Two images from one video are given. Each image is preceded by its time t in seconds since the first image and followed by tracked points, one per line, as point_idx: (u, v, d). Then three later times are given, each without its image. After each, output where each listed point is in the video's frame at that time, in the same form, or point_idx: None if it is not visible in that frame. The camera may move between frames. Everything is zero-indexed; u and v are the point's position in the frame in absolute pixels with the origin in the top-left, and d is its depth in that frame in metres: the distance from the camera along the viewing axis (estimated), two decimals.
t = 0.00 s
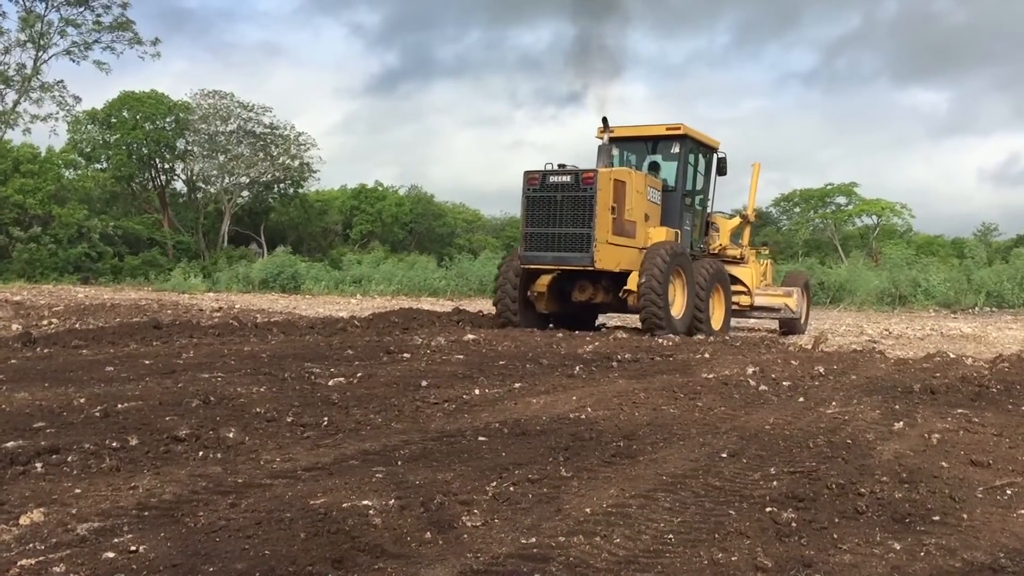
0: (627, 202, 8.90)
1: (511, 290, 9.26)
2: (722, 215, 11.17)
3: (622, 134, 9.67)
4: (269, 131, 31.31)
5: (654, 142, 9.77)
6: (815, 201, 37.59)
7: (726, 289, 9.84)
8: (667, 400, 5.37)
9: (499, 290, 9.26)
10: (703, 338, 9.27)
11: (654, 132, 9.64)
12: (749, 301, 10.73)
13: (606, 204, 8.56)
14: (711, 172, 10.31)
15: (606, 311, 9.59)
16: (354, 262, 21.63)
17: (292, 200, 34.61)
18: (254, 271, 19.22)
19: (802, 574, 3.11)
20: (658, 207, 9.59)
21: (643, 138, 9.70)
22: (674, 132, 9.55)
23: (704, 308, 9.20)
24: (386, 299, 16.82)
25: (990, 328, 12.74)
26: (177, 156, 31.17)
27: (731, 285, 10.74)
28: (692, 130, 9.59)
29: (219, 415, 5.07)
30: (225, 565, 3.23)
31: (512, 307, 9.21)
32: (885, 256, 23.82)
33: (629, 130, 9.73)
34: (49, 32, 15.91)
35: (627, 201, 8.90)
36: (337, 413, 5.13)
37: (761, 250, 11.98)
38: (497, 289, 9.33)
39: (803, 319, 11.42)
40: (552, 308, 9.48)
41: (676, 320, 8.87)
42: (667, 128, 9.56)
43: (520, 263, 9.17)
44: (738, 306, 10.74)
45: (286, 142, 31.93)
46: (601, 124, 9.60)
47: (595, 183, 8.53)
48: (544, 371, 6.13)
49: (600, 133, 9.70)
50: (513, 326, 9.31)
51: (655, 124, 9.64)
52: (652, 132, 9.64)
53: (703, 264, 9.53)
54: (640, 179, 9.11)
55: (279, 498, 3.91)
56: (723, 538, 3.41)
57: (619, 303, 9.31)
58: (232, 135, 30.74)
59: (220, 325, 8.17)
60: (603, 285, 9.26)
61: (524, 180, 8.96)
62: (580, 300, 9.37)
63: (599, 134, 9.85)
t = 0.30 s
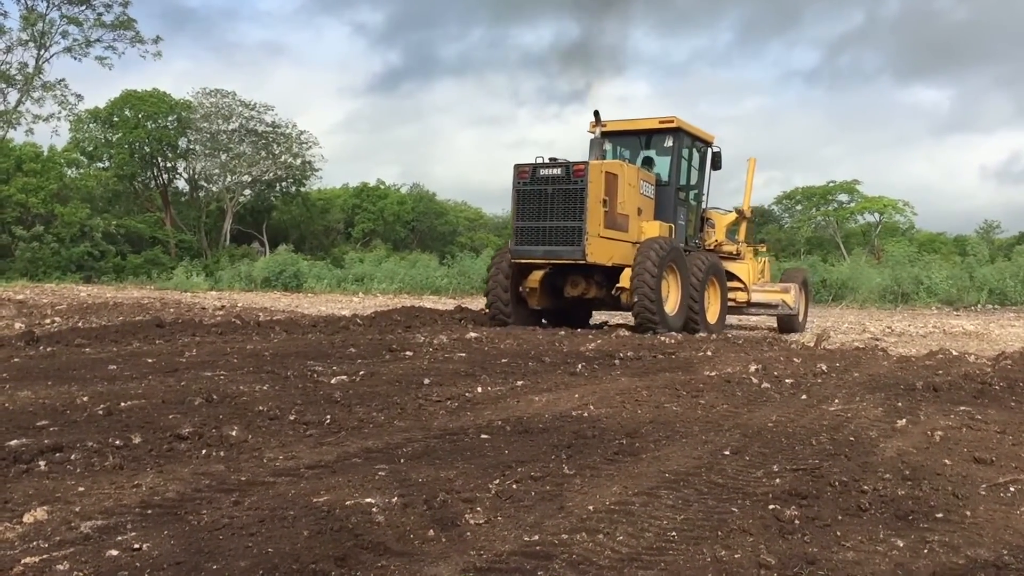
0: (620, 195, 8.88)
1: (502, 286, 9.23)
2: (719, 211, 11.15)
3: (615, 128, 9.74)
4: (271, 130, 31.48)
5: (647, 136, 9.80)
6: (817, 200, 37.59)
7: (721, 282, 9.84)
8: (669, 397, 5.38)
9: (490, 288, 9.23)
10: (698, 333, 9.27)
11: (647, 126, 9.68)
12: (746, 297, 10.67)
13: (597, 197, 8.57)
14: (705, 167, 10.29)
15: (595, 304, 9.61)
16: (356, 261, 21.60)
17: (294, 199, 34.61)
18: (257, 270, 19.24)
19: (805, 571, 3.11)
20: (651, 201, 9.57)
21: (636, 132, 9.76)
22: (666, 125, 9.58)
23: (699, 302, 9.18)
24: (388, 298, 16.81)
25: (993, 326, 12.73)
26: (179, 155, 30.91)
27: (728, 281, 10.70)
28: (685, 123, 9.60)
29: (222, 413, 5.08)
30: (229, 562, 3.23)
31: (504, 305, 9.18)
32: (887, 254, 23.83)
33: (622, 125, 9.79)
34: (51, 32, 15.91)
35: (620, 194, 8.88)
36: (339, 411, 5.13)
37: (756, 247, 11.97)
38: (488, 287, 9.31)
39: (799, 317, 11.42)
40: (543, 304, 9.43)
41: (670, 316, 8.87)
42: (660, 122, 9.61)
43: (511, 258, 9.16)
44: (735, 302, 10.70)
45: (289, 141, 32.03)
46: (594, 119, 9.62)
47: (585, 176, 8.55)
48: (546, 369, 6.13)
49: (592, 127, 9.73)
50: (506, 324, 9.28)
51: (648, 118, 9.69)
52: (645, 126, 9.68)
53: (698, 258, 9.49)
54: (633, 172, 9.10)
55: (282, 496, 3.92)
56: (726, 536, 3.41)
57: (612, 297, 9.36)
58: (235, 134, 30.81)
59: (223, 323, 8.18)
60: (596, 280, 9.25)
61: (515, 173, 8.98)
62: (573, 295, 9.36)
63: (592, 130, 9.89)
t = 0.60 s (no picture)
0: (614, 190, 8.83)
1: (495, 285, 9.22)
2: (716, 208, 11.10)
3: (611, 123, 9.71)
4: (276, 130, 31.59)
5: (643, 131, 9.78)
6: (822, 198, 37.54)
7: (719, 276, 9.80)
8: (674, 396, 5.37)
9: (483, 287, 9.21)
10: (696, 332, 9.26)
11: (643, 121, 9.65)
12: (745, 295, 10.60)
13: (590, 192, 8.54)
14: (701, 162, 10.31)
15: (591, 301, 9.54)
16: (361, 260, 21.64)
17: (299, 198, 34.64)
18: (262, 270, 19.26)
19: (811, 570, 3.11)
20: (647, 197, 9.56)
21: (632, 126, 9.73)
22: (662, 121, 9.54)
23: (695, 300, 9.16)
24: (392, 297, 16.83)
25: (998, 325, 12.69)
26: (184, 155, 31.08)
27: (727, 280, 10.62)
28: (682, 118, 9.57)
29: (227, 413, 5.08)
30: (234, 562, 3.24)
31: (497, 304, 9.18)
32: (892, 253, 23.79)
33: (618, 120, 9.75)
34: (56, 33, 15.95)
35: (614, 189, 8.84)
36: (344, 410, 5.14)
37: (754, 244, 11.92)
38: (481, 286, 9.29)
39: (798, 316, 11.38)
40: (537, 302, 9.37)
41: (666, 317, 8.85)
42: (656, 117, 9.57)
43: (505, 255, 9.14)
44: (734, 301, 10.62)
45: (293, 141, 32.24)
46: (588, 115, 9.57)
47: (579, 170, 8.53)
48: (551, 368, 6.14)
49: (587, 122, 9.71)
50: (499, 324, 9.31)
51: (644, 112, 9.66)
52: (640, 121, 9.65)
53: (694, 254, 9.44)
54: (629, 166, 9.08)
55: (287, 495, 3.92)
56: (731, 535, 3.41)
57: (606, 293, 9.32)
58: (239, 134, 30.97)
59: (228, 323, 8.20)
60: (590, 278, 9.16)
61: (508, 168, 8.98)
62: (567, 292, 9.26)
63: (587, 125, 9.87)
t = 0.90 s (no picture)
0: (611, 185, 8.78)
1: (489, 284, 9.14)
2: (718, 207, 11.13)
3: (610, 119, 9.74)
4: (285, 130, 31.61)
5: (642, 126, 9.77)
6: (831, 198, 37.51)
7: (720, 272, 9.73)
8: (684, 397, 5.37)
9: (477, 286, 9.10)
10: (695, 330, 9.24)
11: (642, 116, 9.65)
12: (747, 294, 10.43)
13: (586, 186, 8.48)
14: (702, 158, 10.28)
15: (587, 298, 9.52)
16: (369, 261, 21.69)
17: (307, 199, 34.73)
18: (270, 270, 19.31)
19: (821, 571, 3.10)
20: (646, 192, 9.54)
21: (631, 122, 9.74)
22: (661, 115, 9.55)
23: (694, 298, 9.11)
24: (399, 297, 16.87)
25: (1009, 325, 12.64)
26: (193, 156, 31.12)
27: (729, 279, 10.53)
28: (681, 112, 9.57)
29: (237, 413, 5.10)
30: (244, 562, 3.25)
31: (492, 303, 9.10)
32: (901, 253, 23.71)
33: (617, 116, 9.78)
34: (66, 36, 16.00)
35: (610, 184, 8.79)
36: (353, 411, 5.16)
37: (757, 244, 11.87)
38: (474, 286, 9.20)
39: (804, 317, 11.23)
40: (533, 300, 9.30)
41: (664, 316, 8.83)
42: (655, 111, 9.58)
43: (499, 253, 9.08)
44: (737, 301, 10.47)
45: (302, 141, 32.14)
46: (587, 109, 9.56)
47: (574, 164, 8.45)
48: (560, 368, 6.14)
49: (586, 118, 9.73)
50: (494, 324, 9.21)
51: (643, 107, 9.67)
52: (639, 116, 9.65)
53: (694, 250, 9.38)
54: (626, 161, 9.06)
55: (298, 495, 3.94)
56: (742, 535, 3.41)
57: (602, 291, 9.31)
58: (248, 135, 31.03)
59: (237, 324, 8.22)
60: (587, 275, 9.16)
61: (501, 162, 8.86)
62: (564, 289, 9.22)
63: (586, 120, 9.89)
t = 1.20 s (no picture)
0: (606, 182, 8.71)
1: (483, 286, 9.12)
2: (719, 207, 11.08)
3: (606, 116, 9.71)
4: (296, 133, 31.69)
5: (641, 124, 9.75)
6: (843, 200, 37.63)
7: (720, 272, 9.68)
8: (695, 399, 5.36)
9: (472, 288, 9.09)
10: (695, 330, 9.12)
11: (639, 113, 9.63)
12: (751, 295, 10.37)
13: (580, 182, 8.39)
14: (701, 156, 10.26)
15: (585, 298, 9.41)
16: (380, 263, 21.77)
17: (317, 201, 34.84)
18: (282, 272, 19.38)
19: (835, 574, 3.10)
20: (644, 190, 9.51)
21: (628, 118, 9.71)
22: (659, 111, 9.52)
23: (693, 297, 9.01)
24: (408, 299, 16.92)
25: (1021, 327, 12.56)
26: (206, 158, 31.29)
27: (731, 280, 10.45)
28: (678, 108, 9.54)
29: (249, 414, 5.13)
30: (257, 562, 3.27)
31: (487, 306, 9.05)
32: (915, 255, 23.62)
33: (613, 112, 9.75)
34: (79, 38, 16.08)
35: (606, 180, 8.72)
36: (364, 412, 5.17)
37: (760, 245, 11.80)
38: (469, 289, 9.16)
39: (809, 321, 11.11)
40: (529, 301, 9.28)
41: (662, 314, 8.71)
42: (652, 108, 9.56)
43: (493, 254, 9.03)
44: (740, 301, 10.39)
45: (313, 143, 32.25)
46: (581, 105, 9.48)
47: (567, 159, 8.39)
48: (571, 370, 6.14)
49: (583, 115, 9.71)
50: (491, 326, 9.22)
51: (641, 104, 9.64)
52: (636, 113, 9.64)
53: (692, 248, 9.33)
54: (621, 158, 9.00)
55: (310, 496, 3.95)
56: (753, 537, 3.40)
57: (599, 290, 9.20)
58: (260, 137, 31.19)
59: (249, 325, 8.25)
60: (583, 274, 9.04)
61: (493, 160, 8.81)
62: (559, 290, 9.14)
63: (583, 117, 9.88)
